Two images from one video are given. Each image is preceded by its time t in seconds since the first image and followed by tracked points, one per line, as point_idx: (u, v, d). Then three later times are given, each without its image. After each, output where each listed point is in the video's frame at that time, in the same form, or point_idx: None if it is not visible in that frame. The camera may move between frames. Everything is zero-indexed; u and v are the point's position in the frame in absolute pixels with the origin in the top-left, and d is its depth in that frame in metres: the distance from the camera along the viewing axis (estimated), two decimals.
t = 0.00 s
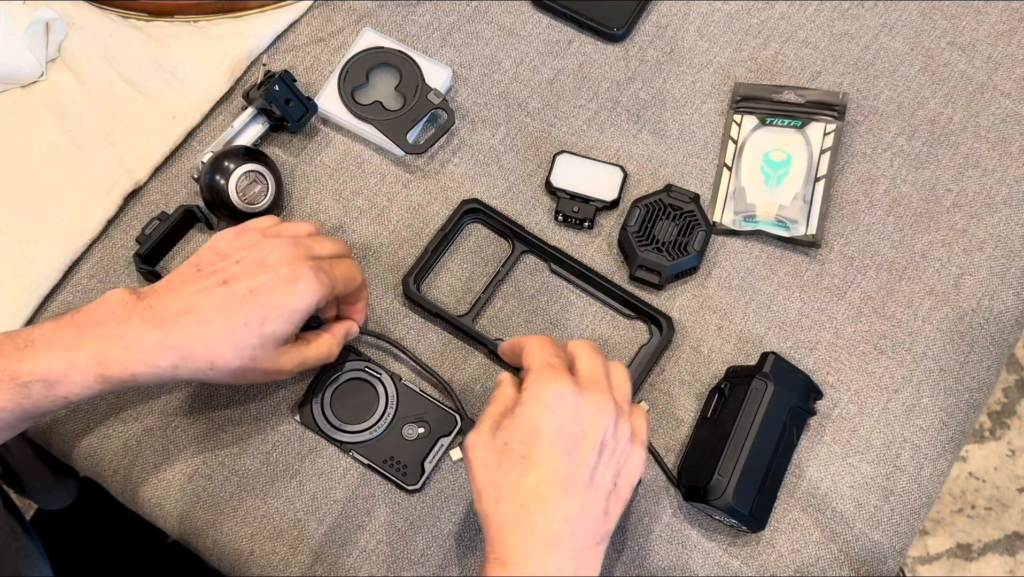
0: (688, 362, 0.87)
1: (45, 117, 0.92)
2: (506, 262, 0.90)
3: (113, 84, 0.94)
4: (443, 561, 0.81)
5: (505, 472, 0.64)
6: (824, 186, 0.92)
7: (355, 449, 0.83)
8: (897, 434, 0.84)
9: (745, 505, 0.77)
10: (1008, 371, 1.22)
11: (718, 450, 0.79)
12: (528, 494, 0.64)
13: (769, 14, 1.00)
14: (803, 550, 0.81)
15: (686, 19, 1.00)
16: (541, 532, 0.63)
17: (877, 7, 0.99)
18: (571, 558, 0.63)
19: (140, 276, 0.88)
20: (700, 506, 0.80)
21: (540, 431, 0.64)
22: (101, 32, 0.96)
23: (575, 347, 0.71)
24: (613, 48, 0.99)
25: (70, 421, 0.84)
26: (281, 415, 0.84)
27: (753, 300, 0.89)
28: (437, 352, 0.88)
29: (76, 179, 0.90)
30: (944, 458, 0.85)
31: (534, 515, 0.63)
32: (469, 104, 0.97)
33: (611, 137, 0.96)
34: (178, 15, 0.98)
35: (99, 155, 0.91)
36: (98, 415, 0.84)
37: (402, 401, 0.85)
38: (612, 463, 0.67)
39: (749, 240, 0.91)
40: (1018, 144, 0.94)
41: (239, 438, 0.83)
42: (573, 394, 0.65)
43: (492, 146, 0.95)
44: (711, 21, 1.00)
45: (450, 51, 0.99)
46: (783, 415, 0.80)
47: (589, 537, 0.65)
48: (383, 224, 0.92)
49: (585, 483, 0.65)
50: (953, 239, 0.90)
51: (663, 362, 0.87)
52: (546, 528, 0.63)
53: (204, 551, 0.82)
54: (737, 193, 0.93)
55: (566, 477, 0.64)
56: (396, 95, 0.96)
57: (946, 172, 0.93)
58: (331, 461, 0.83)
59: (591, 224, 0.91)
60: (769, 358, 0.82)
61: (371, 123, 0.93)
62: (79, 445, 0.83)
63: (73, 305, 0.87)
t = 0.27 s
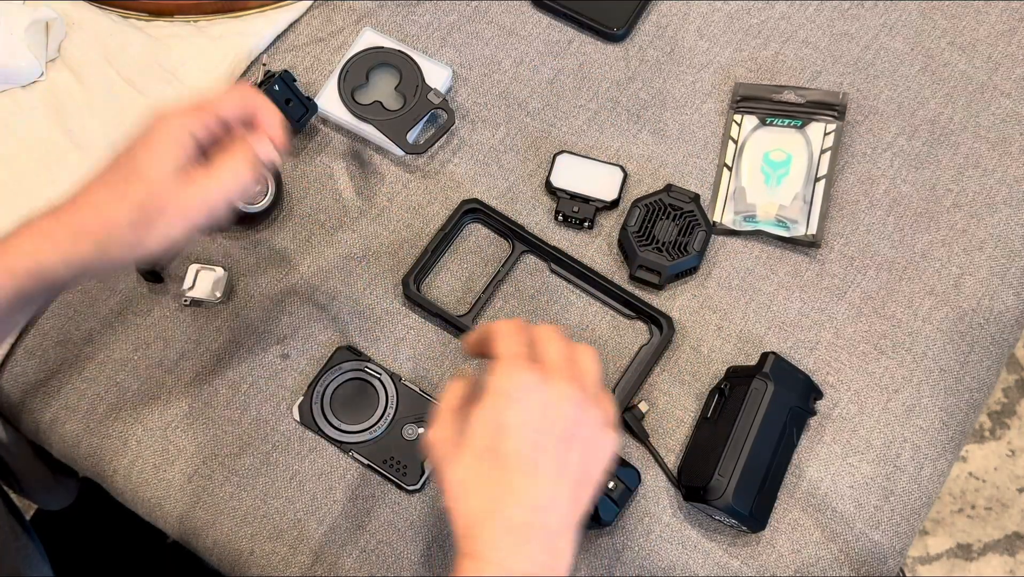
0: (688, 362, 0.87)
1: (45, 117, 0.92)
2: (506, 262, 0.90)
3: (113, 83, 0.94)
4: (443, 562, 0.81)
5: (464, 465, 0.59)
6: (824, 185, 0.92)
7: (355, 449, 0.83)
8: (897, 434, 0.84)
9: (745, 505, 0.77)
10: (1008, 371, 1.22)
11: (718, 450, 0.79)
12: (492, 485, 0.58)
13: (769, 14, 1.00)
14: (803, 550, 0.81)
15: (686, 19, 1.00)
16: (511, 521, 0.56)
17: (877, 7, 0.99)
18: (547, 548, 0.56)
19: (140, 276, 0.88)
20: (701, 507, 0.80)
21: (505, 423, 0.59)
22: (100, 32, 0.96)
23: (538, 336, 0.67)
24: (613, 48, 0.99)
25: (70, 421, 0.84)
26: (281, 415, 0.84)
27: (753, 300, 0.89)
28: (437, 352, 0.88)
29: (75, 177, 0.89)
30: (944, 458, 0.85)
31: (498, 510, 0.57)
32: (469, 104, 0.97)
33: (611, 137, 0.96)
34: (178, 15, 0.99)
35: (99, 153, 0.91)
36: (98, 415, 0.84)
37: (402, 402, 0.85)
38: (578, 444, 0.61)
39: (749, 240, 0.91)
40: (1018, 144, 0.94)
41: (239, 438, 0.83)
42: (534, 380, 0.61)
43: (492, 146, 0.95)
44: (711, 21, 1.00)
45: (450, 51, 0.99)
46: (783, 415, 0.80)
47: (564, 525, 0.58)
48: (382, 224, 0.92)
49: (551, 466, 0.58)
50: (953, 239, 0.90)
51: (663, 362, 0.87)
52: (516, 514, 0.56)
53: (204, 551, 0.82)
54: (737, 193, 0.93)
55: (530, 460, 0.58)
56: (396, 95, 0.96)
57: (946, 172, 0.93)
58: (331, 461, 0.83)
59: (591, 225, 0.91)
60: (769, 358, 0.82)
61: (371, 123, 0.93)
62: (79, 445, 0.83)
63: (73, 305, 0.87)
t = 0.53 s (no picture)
0: (688, 362, 0.87)
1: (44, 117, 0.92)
2: (506, 262, 0.90)
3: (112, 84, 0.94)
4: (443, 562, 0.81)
5: (363, 448, 0.67)
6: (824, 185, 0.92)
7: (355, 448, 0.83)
8: (897, 434, 0.84)
9: (745, 505, 0.77)
10: (1008, 371, 1.22)
11: (718, 450, 0.79)
12: (379, 461, 0.66)
13: (769, 14, 1.00)
14: (803, 550, 0.81)
15: (686, 19, 1.00)
16: (401, 491, 0.65)
17: (877, 7, 0.99)
18: (442, 503, 0.65)
19: (141, 276, 0.88)
20: (701, 507, 0.80)
21: (377, 408, 0.67)
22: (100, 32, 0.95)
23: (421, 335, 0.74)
24: (613, 48, 0.99)
25: (69, 421, 0.84)
26: (281, 415, 0.84)
27: (753, 300, 0.89)
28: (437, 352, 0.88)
29: (76, 178, 0.89)
30: (944, 458, 0.85)
31: (389, 478, 0.65)
32: (469, 104, 0.97)
33: (611, 137, 0.96)
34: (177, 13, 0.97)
35: (100, 153, 0.90)
36: (98, 416, 0.84)
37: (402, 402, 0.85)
38: (456, 420, 0.69)
39: (749, 240, 0.91)
40: (1018, 144, 0.94)
41: (238, 438, 0.83)
42: (432, 375, 0.69)
43: (492, 146, 0.95)
44: (711, 21, 1.00)
45: (450, 51, 0.99)
46: (783, 414, 0.80)
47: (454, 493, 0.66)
48: (383, 224, 0.92)
49: (432, 440, 0.67)
50: (953, 239, 0.90)
51: (663, 362, 0.87)
52: (406, 484, 0.65)
53: (204, 551, 0.82)
54: (737, 193, 0.93)
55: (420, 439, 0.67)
56: (396, 95, 0.96)
57: (946, 172, 0.93)
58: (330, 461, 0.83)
59: (591, 225, 0.91)
60: (769, 358, 0.82)
61: (371, 123, 0.93)
62: (79, 445, 0.83)
63: (73, 305, 0.87)
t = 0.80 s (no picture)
0: (688, 362, 0.87)
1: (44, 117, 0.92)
2: (506, 262, 0.90)
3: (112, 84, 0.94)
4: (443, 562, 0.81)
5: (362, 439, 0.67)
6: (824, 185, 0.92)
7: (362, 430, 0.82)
8: (897, 434, 0.84)
9: (745, 505, 0.77)
10: (1008, 371, 1.22)
11: (718, 450, 0.79)
12: (379, 453, 0.66)
13: (769, 14, 1.00)
14: (803, 550, 0.81)
15: (686, 19, 1.00)
16: (401, 483, 0.65)
17: (877, 7, 0.99)
18: (440, 496, 0.65)
19: (141, 277, 0.88)
20: (701, 507, 0.80)
21: (379, 399, 0.66)
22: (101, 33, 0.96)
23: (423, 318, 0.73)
24: (613, 48, 0.99)
25: (70, 421, 0.84)
26: (281, 415, 0.84)
27: (753, 300, 0.89)
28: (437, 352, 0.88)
29: (77, 177, 0.89)
30: (943, 458, 0.85)
31: (389, 468, 0.65)
32: (469, 104, 0.97)
33: (611, 137, 0.96)
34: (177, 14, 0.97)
35: (101, 152, 0.90)
36: (98, 415, 0.84)
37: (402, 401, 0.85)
38: (458, 410, 0.68)
39: (749, 240, 0.91)
40: (1018, 144, 0.94)
41: (238, 438, 0.83)
42: (437, 364, 0.68)
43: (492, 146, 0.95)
44: (711, 21, 1.00)
45: (450, 51, 0.99)
46: (783, 414, 0.80)
47: (451, 487, 0.66)
48: (383, 224, 0.92)
49: (432, 431, 0.66)
50: (953, 239, 0.90)
51: (663, 362, 0.87)
52: (406, 476, 0.65)
53: (204, 551, 0.82)
54: (737, 193, 0.93)
55: (422, 432, 0.66)
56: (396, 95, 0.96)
57: (946, 172, 0.93)
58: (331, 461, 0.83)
59: (590, 225, 0.91)
60: (769, 357, 0.82)
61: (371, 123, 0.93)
62: (79, 445, 0.83)
63: (73, 306, 0.87)
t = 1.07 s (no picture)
0: (688, 362, 0.87)
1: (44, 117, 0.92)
2: (506, 261, 0.90)
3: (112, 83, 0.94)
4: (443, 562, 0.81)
5: (413, 430, 0.60)
6: (824, 185, 0.92)
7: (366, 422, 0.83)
8: (897, 434, 0.84)
9: (745, 505, 0.77)
10: (1008, 371, 1.22)
11: (718, 450, 0.79)
12: (433, 448, 0.60)
13: (769, 14, 1.00)
14: (803, 550, 0.81)
15: (686, 19, 1.00)
16: (452, 485, 0.60)
17: (877, 7, 0.99)
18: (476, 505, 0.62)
19: (141, 277, 0.88)
20: (700, 507, 0.80)
21: (447, 390, 0.60)
22: (102, 33, 0.96)
23: (444, 293, 0.67)
24: (613, 48, 0.99)
25: (69, 421, 0.84)
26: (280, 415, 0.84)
27: (753, 300, 0.89)
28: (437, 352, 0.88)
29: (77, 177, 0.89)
30: (943, 458, 0.85)
31: (440, 467, 0.60)
32: (469, 104, 0.97)
33: (611, 137, 0.96)
34: (178, 14, 0.98)
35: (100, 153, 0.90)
36: (98, 416, 0.84)
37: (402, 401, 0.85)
38: (506, 411, 0.65)
39: (749, 239, 0.91)
40: (1018, 144, 0.94)
41: (238, 439, 0.83)
42: (477, 350, 0.61)
43: (492, 146, 0.95)
44: (711, 21, 1.00)
45: (450, 51, 0.99)
46: (783, 414, 0.80)
47: (476, 488, 0.61)
48: (383, 224, 0.92)
49: (486, 431, 0.62)
50: (953, 239, 0.90)
51: (663, 362, 0.87)
52: (457, 479, 0.60)
53: (204, 551, 0.82)
54: (737, 193, 0.93)
55: (455, 425, 0.60)
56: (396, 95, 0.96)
57: (946, 172, 0.93)
58: (331, 461, 0.83)
59: (590, 225, 0.91)
60: (769, 357, 0.82)
61: (371, 123, 0.93)
62: (79, 445, 0.83)
63: (73, 306, 0.87)
